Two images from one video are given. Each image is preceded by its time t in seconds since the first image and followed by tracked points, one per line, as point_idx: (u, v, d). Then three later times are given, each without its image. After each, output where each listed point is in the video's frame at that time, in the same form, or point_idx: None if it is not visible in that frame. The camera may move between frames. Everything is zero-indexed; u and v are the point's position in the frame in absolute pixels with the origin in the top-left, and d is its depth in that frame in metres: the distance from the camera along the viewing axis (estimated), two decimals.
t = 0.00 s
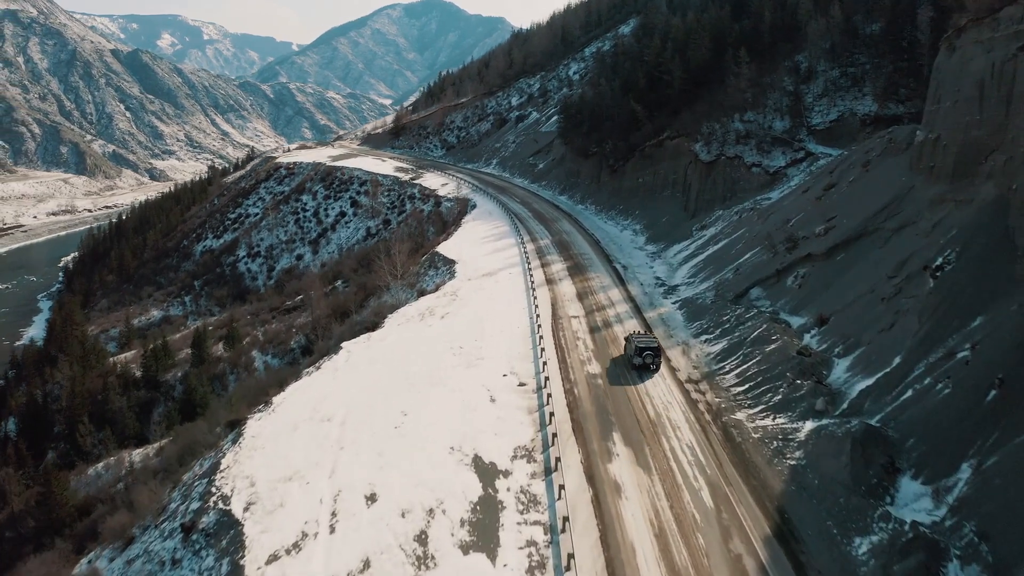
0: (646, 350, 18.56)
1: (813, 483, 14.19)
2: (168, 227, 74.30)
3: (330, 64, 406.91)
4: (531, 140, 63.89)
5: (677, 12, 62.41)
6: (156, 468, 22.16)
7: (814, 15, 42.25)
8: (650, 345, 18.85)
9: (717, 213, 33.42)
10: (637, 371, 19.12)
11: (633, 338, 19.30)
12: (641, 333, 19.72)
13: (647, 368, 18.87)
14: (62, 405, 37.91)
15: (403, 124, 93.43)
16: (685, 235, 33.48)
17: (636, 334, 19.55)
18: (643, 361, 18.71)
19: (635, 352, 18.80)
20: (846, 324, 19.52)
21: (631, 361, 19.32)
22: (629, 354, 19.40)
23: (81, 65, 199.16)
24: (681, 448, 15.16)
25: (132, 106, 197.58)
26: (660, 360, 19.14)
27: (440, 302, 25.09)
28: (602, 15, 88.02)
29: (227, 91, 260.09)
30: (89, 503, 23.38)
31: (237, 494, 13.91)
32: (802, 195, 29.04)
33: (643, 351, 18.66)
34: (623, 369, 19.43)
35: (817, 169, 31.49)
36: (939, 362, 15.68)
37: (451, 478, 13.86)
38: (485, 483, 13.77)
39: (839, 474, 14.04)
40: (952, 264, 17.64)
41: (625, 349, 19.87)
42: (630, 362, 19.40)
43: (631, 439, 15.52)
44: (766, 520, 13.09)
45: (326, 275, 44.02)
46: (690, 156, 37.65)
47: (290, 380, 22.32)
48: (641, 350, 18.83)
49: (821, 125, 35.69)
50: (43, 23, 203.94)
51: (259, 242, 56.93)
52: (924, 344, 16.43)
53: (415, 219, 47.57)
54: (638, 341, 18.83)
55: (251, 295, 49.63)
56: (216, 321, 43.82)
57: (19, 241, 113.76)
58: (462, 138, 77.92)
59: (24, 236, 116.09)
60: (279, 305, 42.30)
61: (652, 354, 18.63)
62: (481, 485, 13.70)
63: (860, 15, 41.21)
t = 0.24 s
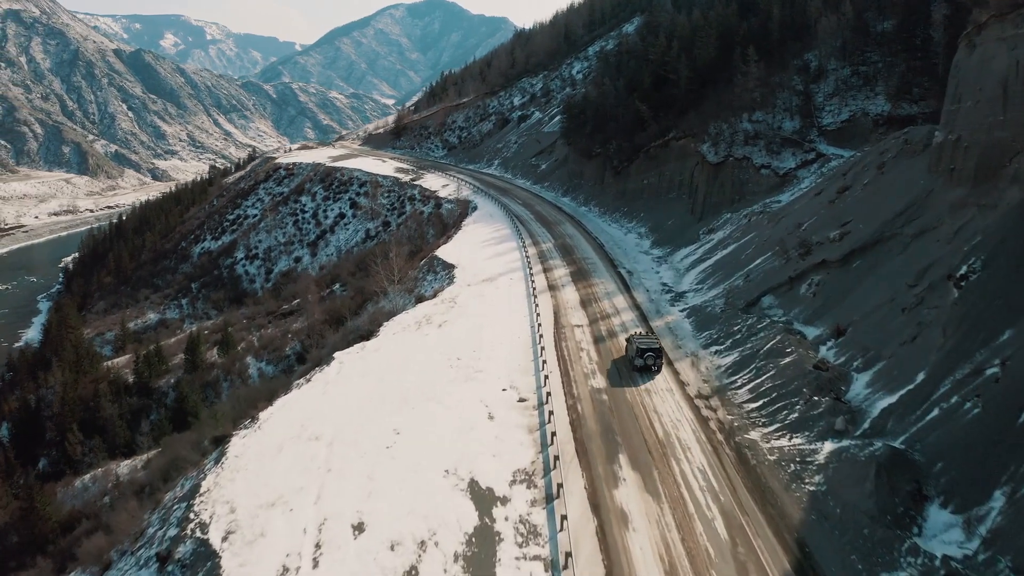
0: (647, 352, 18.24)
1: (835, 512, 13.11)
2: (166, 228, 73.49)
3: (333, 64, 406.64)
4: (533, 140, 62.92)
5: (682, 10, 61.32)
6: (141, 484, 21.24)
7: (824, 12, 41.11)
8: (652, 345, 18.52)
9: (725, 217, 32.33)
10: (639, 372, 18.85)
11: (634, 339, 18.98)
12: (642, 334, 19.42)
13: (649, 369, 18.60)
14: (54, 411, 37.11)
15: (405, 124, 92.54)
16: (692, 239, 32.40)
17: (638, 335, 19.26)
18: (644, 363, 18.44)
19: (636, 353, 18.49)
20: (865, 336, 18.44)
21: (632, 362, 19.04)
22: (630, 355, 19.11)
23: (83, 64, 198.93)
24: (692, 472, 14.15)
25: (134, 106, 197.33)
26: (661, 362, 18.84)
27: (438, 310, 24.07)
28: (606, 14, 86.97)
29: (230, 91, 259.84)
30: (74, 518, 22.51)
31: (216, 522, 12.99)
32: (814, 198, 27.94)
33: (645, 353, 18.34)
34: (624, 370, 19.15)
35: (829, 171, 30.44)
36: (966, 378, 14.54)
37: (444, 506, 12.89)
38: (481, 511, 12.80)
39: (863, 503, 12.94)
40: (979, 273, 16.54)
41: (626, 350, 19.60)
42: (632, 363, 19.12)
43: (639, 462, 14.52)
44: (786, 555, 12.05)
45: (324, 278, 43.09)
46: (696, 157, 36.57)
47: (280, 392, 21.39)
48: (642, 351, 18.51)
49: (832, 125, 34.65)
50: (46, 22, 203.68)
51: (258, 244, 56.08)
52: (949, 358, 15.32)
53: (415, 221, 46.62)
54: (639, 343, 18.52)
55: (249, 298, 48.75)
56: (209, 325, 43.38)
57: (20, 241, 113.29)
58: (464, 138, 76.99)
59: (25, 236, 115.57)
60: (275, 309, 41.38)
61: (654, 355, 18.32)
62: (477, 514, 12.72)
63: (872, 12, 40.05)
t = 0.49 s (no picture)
0: (649, 353, 17.94)
1: (863, 551, 11.86)
2: (166, 229, 72.60)
3: (336, 63, 406.36)
4: (536, 140, 61.82)
5: (688, 8, 60.06)
6: (124, 502, 20.20)
7: (836, 9, 39.80)
8: (654, 347, 18.23)
9: (735, 221, 31.11)
10: (640, 374, 18.53)
11: (636, 340, 18.70)
12: (644, 335, 19.15)
13: (651, 370, 18.30)
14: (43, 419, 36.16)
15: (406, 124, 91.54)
16: (700, 244, 31.16)
17: (639, 336, 18.98)
18: (646, 364, 18.12)
19: (638, 354, 18.20)
20: (889, 351, 17.16)
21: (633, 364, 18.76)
22: (632, 356, 18.81)
23: (86, 64, 198.69)
24: (706, 505, 13.00)
25: (137, 106, 197.06)
26: (663, 363, 18.55)
27: (435, 319, 22.94)
28: (610, 12, 85.77)
29: (233, 91, 259.56)
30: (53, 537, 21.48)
31: (187, 557, 11.93)
32: (829, 202, 26.67)
33: (646, 354, 18.04)
34: (626, 372, 18.85)
35: (844, 173, 29.18)
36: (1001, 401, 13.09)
37: (435, 543, 11.77)
38: (475, 549, 11.67)
39: (894, 541, 11.70)
40: (1011, 283, 15.03)
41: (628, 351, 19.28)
42: (633, 364, 18.83)
43: (648, 492, 13.38)
44: None
45: (321, 282, 42.07)
46: (704, 159, 35.36)
47: (268, 407, 20.33)
48: (644, 352, 18.20)
49: (845, 126, 33.43)
50: (49, 22, 203.42)
51: (255, 246, 55.11)
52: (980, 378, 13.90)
53: (415, 223, 45.56)
54: (640, 344, 18.25)
55: (245, 302, 47.75)
56: (204, 330, 42.47)
57: (21, 241, 112.79)
58: (466, 138, 75.94)
59: (27, 236, 115.05)
60: (271, 314, 40.36)
61: (656, 357, 18.01)
62: (471, 552, 11.59)
63: (886, 8, 38.73)
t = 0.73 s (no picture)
0: (650, 354, 17.82)
1: None
2: (164, 230, 71.79)
3: (339, 63, 406.04)
4: (538, 141, 60.90)
5: (694, 6, 59.00)
6: (107, 520, 19.28)
7: (847, 5, 38.65)
8: (655, 348, 18.11)
9: (743, 225, 30.07)
10: (642, 375, 18.42)
11: (637, 341, 18.61)
12: (645, 336, 19.07)
13: (652, 372, 18.19)
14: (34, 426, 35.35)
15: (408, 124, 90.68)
16: (708, 248, 30.11)
17: (640, 337, 18.89)
18: (648, 365, 18.01)
19: (639, 355, 18.11)
20: (910, 365, 16.05)
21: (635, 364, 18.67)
22: (633, 357, 18.71)
23: (89, 64, 198.46)
24: (719, 538, 12.02)
25: (139, 106, 196.78)
26: (665, 364, 18.46)
27: (433, 328, 21.94)
28: (613, 11, 84.75)
29: (236, 91, 259.30)
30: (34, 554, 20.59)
31: None
32: (842, 206, 25.57)
33: (648, 355, 17.94)
34: (627, 373, 18.75)
35: (858, 176, 28.16)
36: None
37: None
38: None
39: None
40: None
41: (629, 352, 19.18)
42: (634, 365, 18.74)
43: (656, 523, 12.39)
44: None
45: (318, 286, 41.18)
46: (712, 159, 34.34)
47: (257, 421, 19.40)
48: (645, 354, 18.11)
49: (857, 126, 32.40)
50: (52, 22, 203.22)
51: (254, 248, 54.25)
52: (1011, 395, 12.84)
53: (415, 226, 44.63)
54: (642, 345, 18.14)
55: (242, 305, 46.88)
56: (199, 334, 41.61)
57: (22, 242, 112.26)
58: (467, 139, 75.03)
59: (28, 237, 114.55)
60: (267, 319, 39.43)
61: (657, 358, 17.92)
62: None
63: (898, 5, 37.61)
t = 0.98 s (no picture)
0: (652, 355, 17.58)
1: None
2: (163, 232, 70.98)
3: (342, 63, 405.77)
4: (541, 141, 59.94)
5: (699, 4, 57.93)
6: (88, 540, 18.41)
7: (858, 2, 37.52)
8: (657, 349, 17.86)
9: (753, 229, 29.00)
10: (643, 377, 18.11)
11: (639, 342, 18.38)
12: (647, 337, 18.81)
13: (654, 373, 17.88)
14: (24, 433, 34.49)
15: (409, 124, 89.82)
16: (716, 253, 29.05)
17: (642, 338, 18.64)
18: (649, 367, 17.74)
19: (641, 356, 17.85)
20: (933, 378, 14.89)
21: (636, 366, 18.38)
22: (635, 359, 18.45)
23: (91, 64, 198.29)
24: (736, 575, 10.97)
25: (142, 106, 196.78)
26: (667, 366, 18.18)
27: (429, 338, 20.95)
28: (616, 10, 83.66)
29: (238, 91, 259.09)
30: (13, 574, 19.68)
31: None
32: (857, 210, 24.49)
33: (649, 357, 17.69)
34: (628, 374, 18.46)
35: (872, 178, 27.13)
36: None
37: None
38: None
39: None
40: None
41: (631, 354, 18.91)
42: (636, 367, 18.44)
43: (667, 557, 11.38)
44: None
45: (316, 290, 40.31)
46: (720, 161, 33.30)
47: (245, 437, 18.44)
48: (647, 355, 17.88)
49: (870, 126, 31.36)
50: (54, 22, 203.13)
51: (251, 250, 53.34)
52: None
53: (414, 228, 43.71)
54: (643, 346, 17.91)
55: (239, 309, 45.98)
56: (194, 339, 40.77)
57: (24, 242, 111.84)
58: (469, 139, 74.15)
59: (30, 237, 114.18)
60: (263, 324, 38.53)
61: (659, 359, 17.64)
62: None
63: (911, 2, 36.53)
